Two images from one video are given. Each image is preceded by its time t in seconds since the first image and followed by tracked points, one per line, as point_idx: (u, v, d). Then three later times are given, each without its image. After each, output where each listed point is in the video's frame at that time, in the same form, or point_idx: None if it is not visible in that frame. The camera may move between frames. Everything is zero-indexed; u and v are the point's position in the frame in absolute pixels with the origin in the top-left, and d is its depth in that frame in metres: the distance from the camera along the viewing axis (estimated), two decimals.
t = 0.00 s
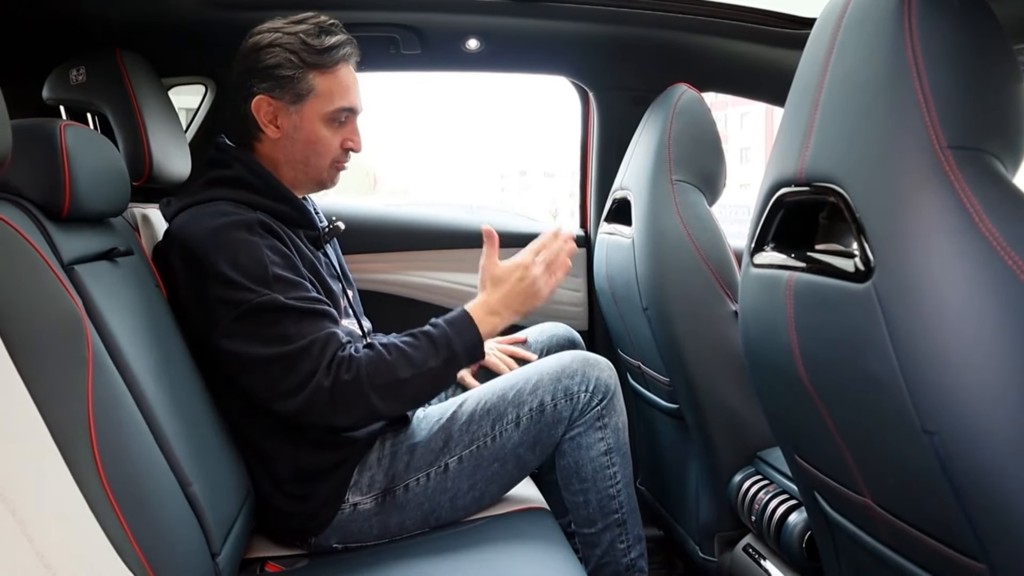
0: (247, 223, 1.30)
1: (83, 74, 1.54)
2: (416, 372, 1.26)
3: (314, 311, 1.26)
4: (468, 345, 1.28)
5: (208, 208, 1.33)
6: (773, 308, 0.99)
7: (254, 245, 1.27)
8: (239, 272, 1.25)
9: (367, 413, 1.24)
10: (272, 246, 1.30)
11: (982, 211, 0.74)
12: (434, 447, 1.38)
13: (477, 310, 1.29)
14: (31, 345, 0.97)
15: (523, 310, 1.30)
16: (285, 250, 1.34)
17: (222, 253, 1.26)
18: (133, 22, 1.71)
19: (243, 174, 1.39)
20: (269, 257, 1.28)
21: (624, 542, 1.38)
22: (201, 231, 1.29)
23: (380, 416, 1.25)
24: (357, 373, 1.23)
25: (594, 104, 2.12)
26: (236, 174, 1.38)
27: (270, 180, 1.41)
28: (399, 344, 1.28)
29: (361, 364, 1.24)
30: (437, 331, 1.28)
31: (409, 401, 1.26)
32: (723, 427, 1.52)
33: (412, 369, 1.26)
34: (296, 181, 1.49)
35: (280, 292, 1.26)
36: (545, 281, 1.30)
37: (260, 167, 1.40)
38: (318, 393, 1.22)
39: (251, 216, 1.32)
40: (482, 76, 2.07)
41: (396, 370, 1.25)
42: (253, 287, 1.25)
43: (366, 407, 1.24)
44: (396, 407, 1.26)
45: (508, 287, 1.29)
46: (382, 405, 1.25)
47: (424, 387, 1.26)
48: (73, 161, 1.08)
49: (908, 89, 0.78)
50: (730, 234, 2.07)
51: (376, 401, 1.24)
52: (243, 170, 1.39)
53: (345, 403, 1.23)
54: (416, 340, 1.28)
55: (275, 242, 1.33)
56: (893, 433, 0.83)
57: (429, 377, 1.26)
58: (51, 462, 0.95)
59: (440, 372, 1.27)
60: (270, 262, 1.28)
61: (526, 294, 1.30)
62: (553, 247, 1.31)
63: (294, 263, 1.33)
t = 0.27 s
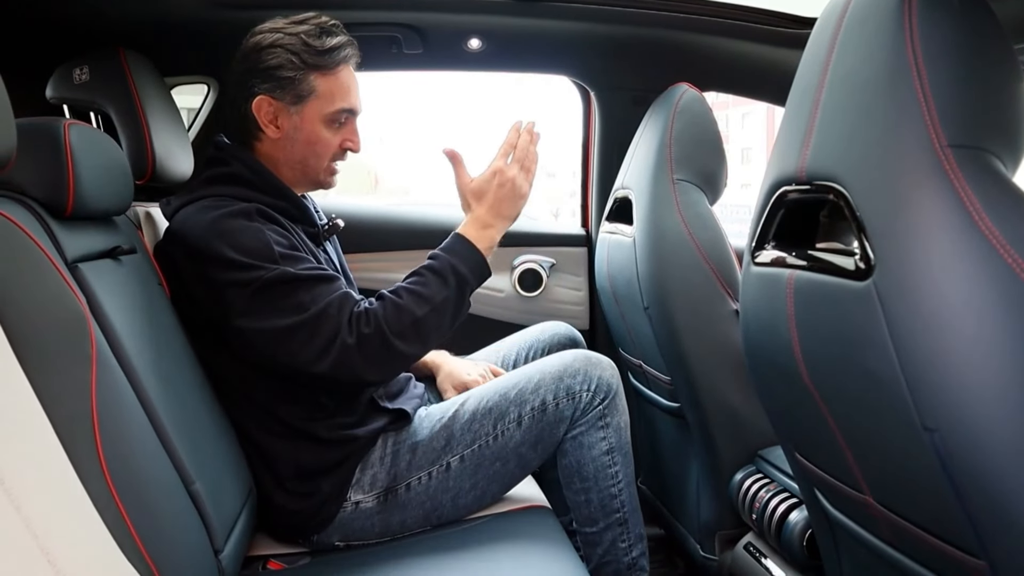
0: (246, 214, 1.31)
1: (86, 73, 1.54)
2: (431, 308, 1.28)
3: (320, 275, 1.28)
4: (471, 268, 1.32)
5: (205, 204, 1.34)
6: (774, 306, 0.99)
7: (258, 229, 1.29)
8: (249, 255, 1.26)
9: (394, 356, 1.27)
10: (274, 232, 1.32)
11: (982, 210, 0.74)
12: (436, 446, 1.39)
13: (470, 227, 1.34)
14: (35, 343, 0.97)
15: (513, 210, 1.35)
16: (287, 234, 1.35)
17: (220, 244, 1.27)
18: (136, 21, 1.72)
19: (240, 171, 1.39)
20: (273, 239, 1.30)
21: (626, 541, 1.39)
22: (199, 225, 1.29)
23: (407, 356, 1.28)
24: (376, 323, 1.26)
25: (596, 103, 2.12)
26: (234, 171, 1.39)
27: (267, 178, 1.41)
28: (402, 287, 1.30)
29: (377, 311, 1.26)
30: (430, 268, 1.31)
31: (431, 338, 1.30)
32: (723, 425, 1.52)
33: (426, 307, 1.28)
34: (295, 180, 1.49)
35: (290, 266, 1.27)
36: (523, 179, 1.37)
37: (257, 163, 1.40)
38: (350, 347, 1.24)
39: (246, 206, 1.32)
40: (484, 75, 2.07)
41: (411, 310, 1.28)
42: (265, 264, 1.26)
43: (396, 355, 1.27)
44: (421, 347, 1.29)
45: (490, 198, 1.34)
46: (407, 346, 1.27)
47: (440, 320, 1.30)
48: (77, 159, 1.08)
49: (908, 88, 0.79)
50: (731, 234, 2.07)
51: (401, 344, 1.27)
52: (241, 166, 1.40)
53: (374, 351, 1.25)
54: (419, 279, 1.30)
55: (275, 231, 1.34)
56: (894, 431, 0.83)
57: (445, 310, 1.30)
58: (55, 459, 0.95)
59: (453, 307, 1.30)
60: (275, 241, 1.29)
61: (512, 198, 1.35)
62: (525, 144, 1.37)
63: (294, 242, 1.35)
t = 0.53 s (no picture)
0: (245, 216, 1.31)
1: (86, 74, 1.54)
2: (418, 352, 1.28)
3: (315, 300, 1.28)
4: (465, 327, 1.31)
5: (205, 203, 1.34)
6: (774, 307, 0.99)
7: (256, 235, 1.29)
8: (239, 263, 1.26)
9: (369, 394, 1.26)
10: (273, 239, 1.32)
11: (983, 213, 0.74)
12: (436, 450, 1.38)
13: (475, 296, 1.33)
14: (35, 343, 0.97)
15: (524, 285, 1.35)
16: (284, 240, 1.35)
17: (221, 245, 1.27)
18: (135, 22, 1.72)
19: (241, 172, 1.40)
20: (269, 247, 1.29)
21: (627, 545, 1.39)
22: (199, 226, 1.29)
23: (381, 399, 1.27)
24: (359, 358, 1.26)
25: (595, 104, 2.13)
26: (235, 171, 1.39)
27: (266, 178, 1.41)
28: (395, 329, 1.30)
29: (364, 348, 1.26)
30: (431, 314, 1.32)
31: (412, 384, 1.29)
32: (723, 426, 1.53)
33: (412, 351, 1.28)
34: (293, 181, 1.49)
35: (282, 282, 1.27)
36: (536, 272, 1.38)
37: (257, 163, 1.40)
38: (327, 381, 1.24)
39: (244, 208, 1.32)
40: (483, 76, 2.07)
41: (397, 353, 1.27)
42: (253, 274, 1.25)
43: (371, 395, 1.26)
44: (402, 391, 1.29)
45: (502, 279, 1.34)
46: (384, 387, 1.27)
47: (425, 369, 1.29)
48: (77, 160, 1.08)
49: (908, 89, 0.79)
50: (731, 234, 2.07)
51: (378, 385, 1.27)
52: (241, 168, 1.40)
53: (350, 386, 1.25)
54: (413, 323, 1.30)
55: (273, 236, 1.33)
56: (895, 431, 0.83)
57: (432, 360, 1.29)
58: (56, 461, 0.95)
59: (442, 355, 1.30)
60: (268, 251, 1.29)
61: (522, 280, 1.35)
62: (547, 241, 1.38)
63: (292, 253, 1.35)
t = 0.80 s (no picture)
0: (246, 221, 1.30)
1: (87, 72, 1.54)
2: (395, 407, 1.31)
3: (304, 327, 1.27)
4: (441, 394, 1.37)
5: (208, 203, 1.34)
6: (776, 304, 0.99)
7: (255, 242, 1.29)
8: (235, 274, 1.26)
9: (341, 436, 1.28)
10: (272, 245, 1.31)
11: (984, 209, 0.74)
12: (436, 448, 1.37)
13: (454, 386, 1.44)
14: (37, 341, 0.97)
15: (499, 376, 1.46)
16: (284, 252, 1.34)
17: (222, 248, 1.27)
18: (136, 20, 1.72)
19: (245, 171, 1.40)
20: (265, 256, 1.29)
21: (628, 544, 1.39)
22: (200, 228, 1.29)
23: (350, 445, 1.29)
24: (338, 397, 1.26)
25: (596, 103, 2.13)
26: (238, 170, 1.40)
27: (269, 177, 1.41)
28: (378, 378, 1.32)
29: (346, 391, 1.27)
30: (418, 378, 1.35)
31: (383, 433, 1.31)
32: (724, 424, 1.53)
33: (389, 405, 1.31)
34: (292, 178, 1.50)
35: (273, 298, 1.26)
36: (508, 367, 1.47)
37: (259, 162, 1.41)
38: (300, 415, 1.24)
39: (249, 213, 1.32)
40: (484, 75, 2.07)
41: (375, 404, 1.30)
42: (244, 290, 1.25)
43: (341, 433, 1.28)
44: (373, 437, 1.31)
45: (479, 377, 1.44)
46: (357, 434, 1.29)
47: (398, 424, 1.32)
48: (79, 158, 1.08)
49: (909, 85, 0.79)
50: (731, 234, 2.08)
51: (352, 432, 1.28)
52: (245, 167, 1.40)
53: (324, 420, 1.26)
54: (394, 377, 1.34)
55: (274, 243, 1.33)
56: (896, 427, 0.83)
57: (405, 416, 1.33)
58: (56, 458, 0.95)
59: (418, 410, 1.34)
60: (263, 267, 1.28)
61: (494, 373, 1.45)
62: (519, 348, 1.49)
63: (292, 266, 1.34)
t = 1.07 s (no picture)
0: (248, 219, 1.30)
1: (88, 70, 1.54)
2: (397, 408, 1.31)
3: (305, 325, 1.27)
4: (445, 395, 1.37)
5: (210, 201, 1.34)
6: (777, 301, 0.99)
7: (257, 240, 1.28)
8: (238, 271, 1.26)
9: (342, 436, 1.27)
10: (274, 244, 1.31)
11: (986, 203, 0.74)
12: (436, 446, 1.37)
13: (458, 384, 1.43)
14: (37, 337, 0.96)
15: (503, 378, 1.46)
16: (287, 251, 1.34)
17: (223, 246, 1.27)
18: (137, 18, 1.72)
19: (246, 169, 1.39)
20: (266, 255, 1.29)
21: (628, 541, 1.39)
22: (202, 225, 1.29)
23: (351, 445, 1.29)
24: (339, 396, 1.26)
25: (597, 102, 2.13)
26: (239, 168, 1.39)
27: (269, 176, 1.41)
28: (381, 378, 1.32)
29: (347, 390, 1.27)
30: (422, 379, 1.35)
31: (384, 432, 1.31)
32: (725, 422, 1.53)
33: (391, 406, 1.31)
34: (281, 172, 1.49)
35: (274, 296, 1.26)
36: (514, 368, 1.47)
37: (259, 161, 1.41)
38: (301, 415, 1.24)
39: (252, 210, 1.32)
40: (485, 73, 2.07)
41: (377, 404, 1.29)
42: (246, 288, 1.25)
43: (342, 432, 1.27)
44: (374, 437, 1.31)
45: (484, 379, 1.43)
46: (358, 434, 1.29)
47: (400, 424, 1.32)
48: (79, 155, 1.08)
49: (910, 80, 0.79)
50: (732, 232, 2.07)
51: (353, 432, 1.28)
52: (247, 165, 1.40)
53: (326, 419, 1.26)
54: (397, 377, 1.33)
55: (277, 242, 1.33)
56: (898, 423, 0.83)
57: (407, 416, 1.32)
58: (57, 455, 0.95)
59: (420, 411, 1.34)
60: (266, 265, 1.28)
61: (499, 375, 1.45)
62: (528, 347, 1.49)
63: (294, 265, 1.34)
